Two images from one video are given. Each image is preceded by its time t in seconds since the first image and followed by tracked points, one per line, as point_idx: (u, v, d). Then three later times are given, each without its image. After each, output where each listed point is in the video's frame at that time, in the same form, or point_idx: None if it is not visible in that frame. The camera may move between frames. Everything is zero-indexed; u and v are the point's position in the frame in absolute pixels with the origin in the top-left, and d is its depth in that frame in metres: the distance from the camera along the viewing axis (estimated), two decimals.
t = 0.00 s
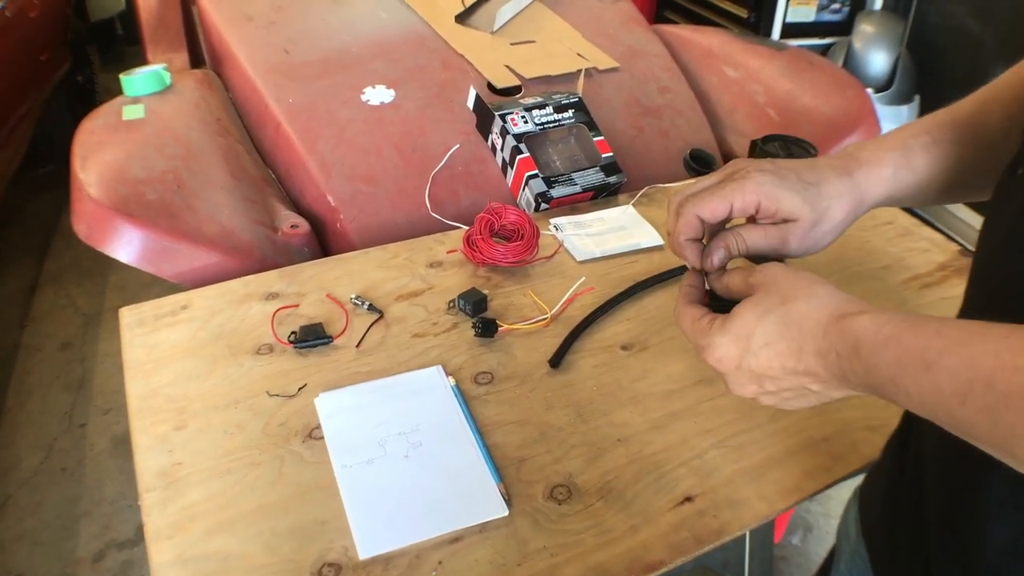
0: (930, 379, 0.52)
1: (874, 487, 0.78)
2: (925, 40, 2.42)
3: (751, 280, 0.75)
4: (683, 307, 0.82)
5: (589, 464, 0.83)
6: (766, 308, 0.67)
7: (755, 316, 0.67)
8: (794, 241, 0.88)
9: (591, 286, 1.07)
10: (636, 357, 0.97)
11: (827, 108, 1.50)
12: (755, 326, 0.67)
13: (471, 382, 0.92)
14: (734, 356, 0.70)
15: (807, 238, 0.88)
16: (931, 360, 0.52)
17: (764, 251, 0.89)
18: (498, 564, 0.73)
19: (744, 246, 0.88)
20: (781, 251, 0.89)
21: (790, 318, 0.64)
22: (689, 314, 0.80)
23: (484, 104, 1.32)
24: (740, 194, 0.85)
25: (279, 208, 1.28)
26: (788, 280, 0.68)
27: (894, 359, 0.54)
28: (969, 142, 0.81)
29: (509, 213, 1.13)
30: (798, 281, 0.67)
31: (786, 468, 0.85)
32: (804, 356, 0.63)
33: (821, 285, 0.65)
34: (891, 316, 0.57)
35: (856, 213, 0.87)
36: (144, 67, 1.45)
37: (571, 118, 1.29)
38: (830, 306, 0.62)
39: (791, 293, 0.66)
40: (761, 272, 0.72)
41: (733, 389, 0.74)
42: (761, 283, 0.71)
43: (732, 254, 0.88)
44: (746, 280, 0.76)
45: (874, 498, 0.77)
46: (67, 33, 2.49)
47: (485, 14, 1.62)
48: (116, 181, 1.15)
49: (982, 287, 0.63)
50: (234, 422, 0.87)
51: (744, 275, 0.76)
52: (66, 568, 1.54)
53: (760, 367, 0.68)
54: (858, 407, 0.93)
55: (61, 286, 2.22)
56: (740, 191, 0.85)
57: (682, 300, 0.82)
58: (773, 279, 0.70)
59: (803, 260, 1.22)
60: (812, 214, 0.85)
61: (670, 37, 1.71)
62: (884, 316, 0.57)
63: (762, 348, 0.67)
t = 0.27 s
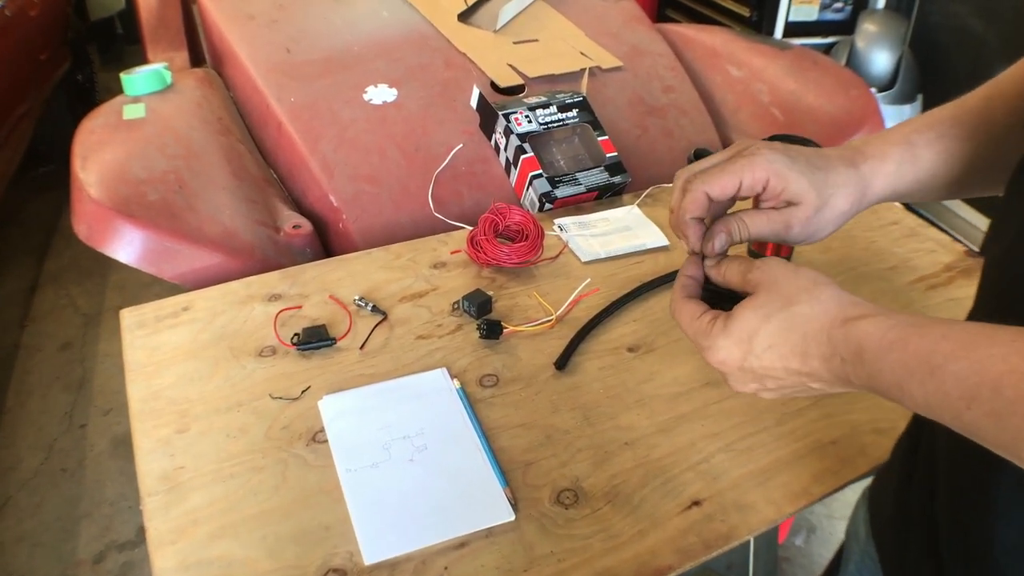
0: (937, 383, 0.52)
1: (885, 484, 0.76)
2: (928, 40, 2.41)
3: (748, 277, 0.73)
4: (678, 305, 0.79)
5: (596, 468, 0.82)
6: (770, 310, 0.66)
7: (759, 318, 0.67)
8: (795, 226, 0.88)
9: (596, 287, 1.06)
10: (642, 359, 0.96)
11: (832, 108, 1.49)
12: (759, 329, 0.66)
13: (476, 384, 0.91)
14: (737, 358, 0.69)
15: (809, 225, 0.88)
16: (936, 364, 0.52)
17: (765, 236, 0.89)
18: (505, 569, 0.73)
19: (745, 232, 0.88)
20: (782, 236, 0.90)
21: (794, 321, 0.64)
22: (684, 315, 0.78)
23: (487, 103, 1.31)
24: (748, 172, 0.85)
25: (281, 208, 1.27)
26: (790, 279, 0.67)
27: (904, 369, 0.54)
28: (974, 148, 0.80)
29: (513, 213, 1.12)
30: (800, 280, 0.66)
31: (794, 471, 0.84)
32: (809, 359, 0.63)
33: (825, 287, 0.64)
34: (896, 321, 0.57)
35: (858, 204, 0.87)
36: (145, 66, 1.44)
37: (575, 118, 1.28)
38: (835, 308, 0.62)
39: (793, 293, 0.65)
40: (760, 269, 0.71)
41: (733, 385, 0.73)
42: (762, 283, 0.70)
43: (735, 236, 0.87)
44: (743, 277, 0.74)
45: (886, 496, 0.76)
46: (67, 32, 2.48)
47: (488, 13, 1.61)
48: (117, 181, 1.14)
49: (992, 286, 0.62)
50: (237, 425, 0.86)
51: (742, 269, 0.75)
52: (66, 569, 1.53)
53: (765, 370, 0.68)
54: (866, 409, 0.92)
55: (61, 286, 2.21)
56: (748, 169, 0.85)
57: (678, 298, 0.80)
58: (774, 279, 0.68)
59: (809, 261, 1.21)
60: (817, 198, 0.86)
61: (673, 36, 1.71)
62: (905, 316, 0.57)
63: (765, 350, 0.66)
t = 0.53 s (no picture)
0: (936, 391, 0.51)
1: (896, 484, 0.75)
2: (930, 39, 2.40)
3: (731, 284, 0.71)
4: (655, 327, 0.75)
5: (603, 470, 0.81)
6: (760, 322, 0.63)
7: (750, 330, 0.64)
8: (818, 213, 0.86)
9: (601, 288, 1.06)
10: (648, 360, 0.95)
11: (836, 107, 1.48)
12: (753, 343, 0.64)
13: (481, 386, 0.91)
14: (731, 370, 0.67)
15: (832, 211, 0.86)
16: (936, 370, 0.52)
17: (788, 226, 0.88)
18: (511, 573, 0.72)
19: (769, 222, 0.88)
20: (807, 225, 0.88)
21: (786, 331, 0.62)
22: (661, 336, 0.74)
23: (490, 103, 1.30)
24: (763, 157, 0.85)
25: (283, 208, 1.26)
26: (774, 285, 0.64)
27: (903, 375, 0.53)
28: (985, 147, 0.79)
29: (518, 213, 1.11)
30: (785, 288, 0.63)
31: (802, 473, 0.83)
32: (805, 365, 0.62)
33: (813, 292, 0.61)
34: (889, 323, 0.56)
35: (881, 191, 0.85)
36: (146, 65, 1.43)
37: (579, 117, 1.27)
38: (826, 316, 0.60)
39: (781, 302, 0.62)
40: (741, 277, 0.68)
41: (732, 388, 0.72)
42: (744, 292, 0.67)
43: (758, 223, 0.88)
44: (725, 288, 0.70)
45: (896, 496, 0.75)
46: (67, 31, 2.47)
47: (490, 11, 1.60)
48: (118, 180, 1.13)
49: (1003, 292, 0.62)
50: (240, 427, 0.85)
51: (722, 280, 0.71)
52: (67, 570, 1.52)
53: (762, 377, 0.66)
54: (873, 411, 0.91)
55: (61, 286, 2.20)
56: (762, 154, 0.85)
57: (654, 317, 0.77)
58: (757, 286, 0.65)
59: (814, 261, 1.20)
60: (836, 181, 0.84)
61: (676, 35, 1.70)
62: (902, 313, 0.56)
63: (759, 361, 0.64)
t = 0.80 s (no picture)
0: (931, 396, 0.51)
1: (901, 483, 0.74)
2: (931, 39, 2.40)
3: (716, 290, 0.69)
4: (640, 330, 0.75)
5: (608, 470, 0.81)
6: (746, 327, 0.63)
7: (737, 335, 0.64)
8: (864, 232, 0.85)
9: (605, 288, 1.06)
10: (652, 360, 0.95)
11: (838, 108, 1.48)
12: (741, 348, 0.64)
13: (485, 386, 0.90)
14: (720, 374, 0.67)
15: (877, 230, 0.85)
16: (931, 375, 0.51)
17: (837, 247, 0.87)
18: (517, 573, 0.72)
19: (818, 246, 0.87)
20: (855, 245, 0.87)
21: (774, 336, 0.61)
22: (645, 338, 0.74)
23: (493, 103, 1.30)
24: (804, 182, 0.86)
25: (286, 208, 1.26)
26: (762, 288, 0.64)
27: (895, 380, 0.53)
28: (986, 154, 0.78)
29: (521, 214, 1.11)
30: (773, 291, 0.63)
31: (808, 473, 0.83)
32: (794, 370, 0.61)
33: (802, 296, 0.61)
34: (882, 326, 0.55)
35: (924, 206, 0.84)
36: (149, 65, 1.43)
37: (582, 117, 1.27)
38: (816, 320, 0.59)
39: (768, 306, 0.62)
40: (727, 280, 0.68)
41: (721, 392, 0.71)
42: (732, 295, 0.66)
43: (806, 246, 0.88)
44: (711, 290, 0.70)
45: (902, 495, 0.74)
46: (68, 32, 2.47)
47: (493, 12, 1.60)
48: (121, 180, 1.13)
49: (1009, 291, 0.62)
50: (244, 427, 0.85)
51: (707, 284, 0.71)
52: (69, 570, 1.52)
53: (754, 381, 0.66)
54: (877, 410, 0.91)
55: (63, 286, 2.20)
56: (803, 180, 0.86)
57: (638, 320, 0.76)
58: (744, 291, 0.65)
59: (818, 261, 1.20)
60: (878, 200, 0.83)
61: (678, 35, 1.70)
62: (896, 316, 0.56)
63: (749, 365, 0.64)
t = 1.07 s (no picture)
0: (939, 390, 0.51)
1: (909, 481, 0.74)
2: (933, 38, 2.40)
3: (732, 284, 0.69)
4: (657, 320, 0.75)
5: (613, 469, 0.81)
6: (762, 322, 0.63)
7: (751, 329, 0.64)
8: (874, 203, 0.85)
9: (610, 286, 1.05)
10: (657, 359, 0.95)
11: (841, 107, 1.48)
12: (756, 341, 0.63)
13: (489, 385, 0.90)
14: (734, 368, 0.66)
15: (887, 201, 0.84)
16: (938, 369, 0.51)
17: (847, 218, 0.88)
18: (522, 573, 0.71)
19: (830, 218, 0.89)
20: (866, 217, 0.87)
21: (788, 330, 0.61)
22: (662, 328, 0.75)
23: (496, 101, 1.30)
24: (818, 151, 0.87)
25: (288, 206, 1.26)
26: (775, 283, 0.64)
27: (904, 374, 0.53)
28: (1001, 139, 0.78)
29: (524, 212, 1.10)
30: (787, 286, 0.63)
31: (814, 471, 0.83)
32: (807, 364, 0.61)
33: (815, 290, 0.61)
34: (891, 321, 0.55)
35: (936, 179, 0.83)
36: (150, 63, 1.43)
37: (585, 116, 1.26)
38: (828, 313, 0.59)
39: (784, 300, 0.62)
40: (743, 274, 0.67)
41: (733, 387, 0.71)
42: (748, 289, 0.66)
43: (817, 218, 0.90)
44: (727, 283, 0.70)
45: (909, 493, 0.73)
46: (69, 31, 2.47)
47: (495, 10, 1.59)
48: (123, 178, 1.12)
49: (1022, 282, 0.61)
50: (247, 426, 0.84)
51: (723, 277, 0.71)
52: (70, 570, 1.52)
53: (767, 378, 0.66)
54: (884, 409, 0.91)
55: (63, 285, 2.20)
56: (817, 149, 0.87)
57: (656, 312, 0.76)
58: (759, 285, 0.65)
59: (822, 259, 1.20)
60: (889, 170, 0.83)
61: (681, 34, 1.69)
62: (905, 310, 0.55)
63: (763, 360, 0.64)
